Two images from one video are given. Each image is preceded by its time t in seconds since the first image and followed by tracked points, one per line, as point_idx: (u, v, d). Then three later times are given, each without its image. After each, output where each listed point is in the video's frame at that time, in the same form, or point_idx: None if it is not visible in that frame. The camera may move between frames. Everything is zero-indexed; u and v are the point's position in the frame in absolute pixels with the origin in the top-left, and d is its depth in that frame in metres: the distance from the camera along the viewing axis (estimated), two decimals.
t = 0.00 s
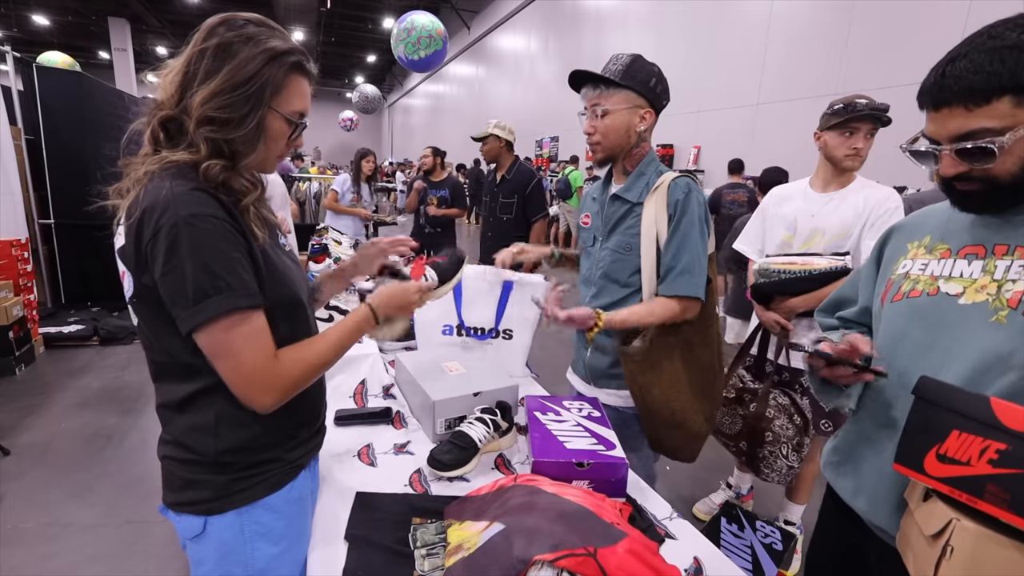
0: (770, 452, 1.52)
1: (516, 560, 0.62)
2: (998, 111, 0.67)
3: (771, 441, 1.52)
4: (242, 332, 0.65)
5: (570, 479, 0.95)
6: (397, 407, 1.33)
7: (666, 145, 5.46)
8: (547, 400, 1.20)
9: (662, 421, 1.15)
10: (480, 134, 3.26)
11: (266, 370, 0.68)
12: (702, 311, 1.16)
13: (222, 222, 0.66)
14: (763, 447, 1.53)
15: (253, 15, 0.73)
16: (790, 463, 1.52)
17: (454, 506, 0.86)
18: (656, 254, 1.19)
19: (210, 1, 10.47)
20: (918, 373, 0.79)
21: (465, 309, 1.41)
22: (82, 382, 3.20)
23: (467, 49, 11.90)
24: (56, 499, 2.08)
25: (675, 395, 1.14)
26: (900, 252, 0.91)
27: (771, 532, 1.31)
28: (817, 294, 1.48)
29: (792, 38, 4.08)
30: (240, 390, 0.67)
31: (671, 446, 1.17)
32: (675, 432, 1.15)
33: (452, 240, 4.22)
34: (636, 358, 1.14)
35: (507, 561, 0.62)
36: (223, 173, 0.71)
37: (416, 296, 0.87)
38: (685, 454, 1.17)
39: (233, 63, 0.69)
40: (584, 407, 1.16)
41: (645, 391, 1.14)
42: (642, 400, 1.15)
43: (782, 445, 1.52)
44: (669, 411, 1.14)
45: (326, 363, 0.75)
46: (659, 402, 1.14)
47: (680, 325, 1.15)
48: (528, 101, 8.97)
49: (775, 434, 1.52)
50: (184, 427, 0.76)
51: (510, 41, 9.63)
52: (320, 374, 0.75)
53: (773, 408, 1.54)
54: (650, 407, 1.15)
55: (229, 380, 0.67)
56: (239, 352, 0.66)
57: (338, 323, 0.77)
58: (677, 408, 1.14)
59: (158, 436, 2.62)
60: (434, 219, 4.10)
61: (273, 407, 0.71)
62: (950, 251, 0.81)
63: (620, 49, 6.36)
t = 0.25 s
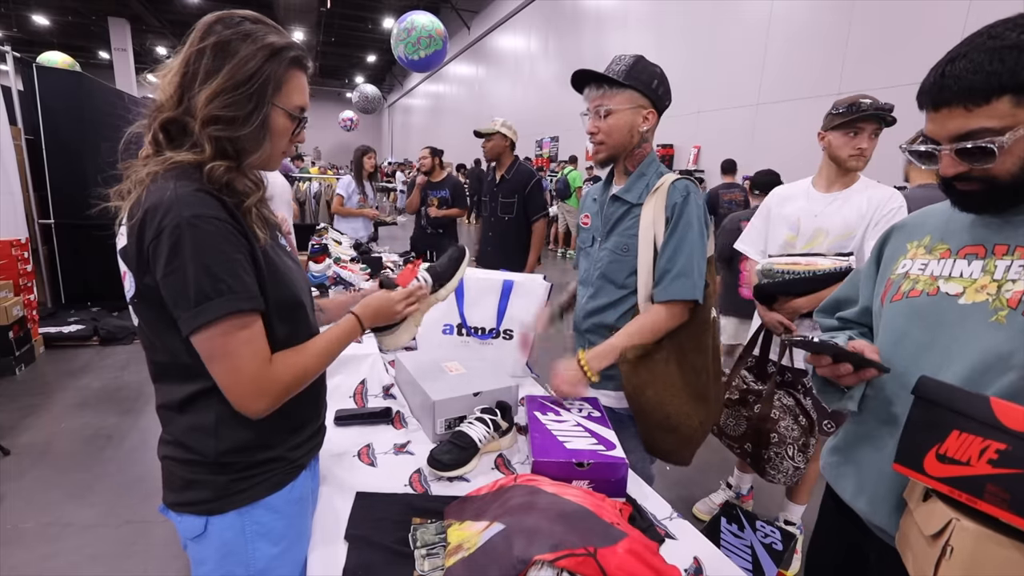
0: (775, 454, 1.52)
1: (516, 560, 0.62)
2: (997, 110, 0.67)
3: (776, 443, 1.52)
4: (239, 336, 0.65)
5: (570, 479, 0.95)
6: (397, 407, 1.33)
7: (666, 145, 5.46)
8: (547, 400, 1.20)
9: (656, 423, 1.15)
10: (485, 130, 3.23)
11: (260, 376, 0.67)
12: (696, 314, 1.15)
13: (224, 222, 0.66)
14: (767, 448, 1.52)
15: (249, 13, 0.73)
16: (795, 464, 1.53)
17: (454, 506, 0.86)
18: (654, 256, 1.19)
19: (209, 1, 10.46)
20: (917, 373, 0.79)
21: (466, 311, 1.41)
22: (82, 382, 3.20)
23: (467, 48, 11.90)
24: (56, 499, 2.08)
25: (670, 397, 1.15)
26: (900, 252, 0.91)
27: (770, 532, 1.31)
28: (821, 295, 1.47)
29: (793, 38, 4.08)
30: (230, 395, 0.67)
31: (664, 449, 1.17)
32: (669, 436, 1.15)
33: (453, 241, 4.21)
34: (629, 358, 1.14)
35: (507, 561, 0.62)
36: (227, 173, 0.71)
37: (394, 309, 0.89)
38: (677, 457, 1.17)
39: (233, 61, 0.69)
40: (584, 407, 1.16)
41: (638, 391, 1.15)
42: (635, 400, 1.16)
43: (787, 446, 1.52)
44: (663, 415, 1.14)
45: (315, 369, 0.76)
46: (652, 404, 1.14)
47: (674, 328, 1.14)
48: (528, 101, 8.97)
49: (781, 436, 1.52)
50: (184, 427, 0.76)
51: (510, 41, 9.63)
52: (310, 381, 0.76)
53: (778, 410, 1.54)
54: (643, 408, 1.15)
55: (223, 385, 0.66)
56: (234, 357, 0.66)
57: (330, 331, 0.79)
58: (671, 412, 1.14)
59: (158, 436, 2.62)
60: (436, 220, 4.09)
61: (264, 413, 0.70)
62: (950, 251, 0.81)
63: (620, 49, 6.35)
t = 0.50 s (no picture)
0: (776, 454, 1.52)
1: (516, 560, 0.62)
2: (997, 108, 0.67)
3: (778, 443, 1.51)
4: (237, 339, 0.65)
5: (570, 479, 0.95)
6: (397, 407, 1.33)
7: (666, 145, 5.46)
8: (547, 400, 1.20)
9: (657, 423, 1.15)
10: (489, 129, 3.23)
11: (255, 379, 0.67)
12: (696, 314, 1.16)
13: (225, 223, 0.66)
14: (769, 448, 1.52)
15: (249, 13, 0.73)
16: (796, 464, 1.52)
17: (454, 506, 0.86)
18: (653, 256, 1.19)
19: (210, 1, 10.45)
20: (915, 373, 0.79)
21: (465, 310, 1.41)
22: (82, 382, 3.20)
23: (467, 48, 11.89)
24: (56, 499, 2.08)
25: (670, 398, 1.14)
26: (898, 252, 0.91)
27: (770, 532, 1.31)
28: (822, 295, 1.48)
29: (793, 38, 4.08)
30: (224, 398, 0.66)
31: (665, 450, 1.17)
32: (670, 436, 1.15)
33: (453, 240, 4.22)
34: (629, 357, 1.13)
35: (507, 561, 0.62)
36: (232, 173, 0.71)
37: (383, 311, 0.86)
38: (678, 457, 1.16)
39: (236, 60, 0.69)
40: (584, 407, 1.16)
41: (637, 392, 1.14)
42: (636, 401, 1.14)
43: (788, 446, 1.52)
44: (664, 415, 1.14)
45: (310, 374, 0.76)
46: (654, 404, 1.14)
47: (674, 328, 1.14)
48: (528, 101, 8.97)
49: (782, 436, 1.52)
50: (183, 428, 0.76)
51: (510, 41, 9.63)
52: (309, 382, 0.76)
53: (779, 410, 1.54)
54: (643, 409, 1.14)
55: (218, 388, 0.66)
56: (230, 359, 0.65)
57: (327, 336, 0.79)
58: (672, 412, 1.14)
59: (158, 436, 2.62)
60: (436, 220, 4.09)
61: (257, 417, 0.70)
62: (948, 251, 0.81)
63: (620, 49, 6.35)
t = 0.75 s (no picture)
0: (773, 452, 1.51)
1: (516, 560, 0.62)
2: (995, 107, 0.67)
3: (774, 442, 1.51)
4: (235, 340, 0.65)
5: (570, 479, 0.95)
6: (397, 407, 1.33)
7: (666, 145, 5.46)
8: (547, 399, 1.20)
9: (658, 424, 1.15)
10: (490, 129, 3.24)
11: (253, 381, 0.67)
12: (695, 314, 1.15)
13: (227, 222, 0.66)
14: (766, 447, 1.52)
15: (250, 13, 0.73)
16: (793, 463, 1.51)
17: (454, 506, 0.86)
18: (650, 256, 1.19)
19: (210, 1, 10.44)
20: (914, 374, 0.79)
21: (465, 310, 1.41)
22: (82, 382, 3.20)
23: (467, 48, 11.89)
24: (56, 499, 2.08)
25: (671, 398, 1.15)
26: (898, 252, 0.91)
27: (770, 532, 1.31)
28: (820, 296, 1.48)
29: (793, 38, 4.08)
30: (220, 399, 0.66)
31: (666, 450, 1.17)
32: (670, 436, 1.15)
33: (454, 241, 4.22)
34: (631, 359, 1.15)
35: (507, 561, 0.62)
36: (234, 171, 0.71)
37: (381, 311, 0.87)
38: (680, 457, 1.16)
39: (238, 58, 0.70)
40: (584, 407, 1.16)
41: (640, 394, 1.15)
42: (638, 402, 1.16)
43: (786, 445, 1.51)
44: (665, 415, 1.14)
45: (308, 375, 0.76)
46: (655, 406, 1.15)
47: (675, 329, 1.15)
48: (528, 101, 8.97)
49: (779, 434, 1.51)
50: (183, 428, 0.76)
51: (510, 41, 9.63)
52: (308, 383, 0.76)
53: (777, 408, 1.53)
54: (645, 410, 1.15)
55: (215, 389, 0.66)
56: (227, 360, 0.65)
57: (326, 337, 0.79)
58: (673, 413, 1.14)
59: (158, 436, 2.62)
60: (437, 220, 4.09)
61: (253, 419, 0.70)
62: (947, 251, 0.81)
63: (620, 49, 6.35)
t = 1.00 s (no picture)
0: (768, 450, 1.52)
1: (516, 560, 0.62)
2: (992, 108, 0.67)
3: (771, 441, 1.51)
4: (235, 340, 0.65)
5: (570, 479, 0.95)
6: (397, 407, 1.32)
7: (666, 145, 5.46)
8: (547, 399, 1.19)
9: (655, 423, 1.17)
10: (490, 131, 3.24)
11: (253, 382, 0.67)
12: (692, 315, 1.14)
13: (227, 222, 0.66)
14: (763, 446, 1.52)
15: (249, 14, 0.74)
16: (789, 462, 1.51)
17: (454, 506, 0.86)
18: (647, 257, 1.19)
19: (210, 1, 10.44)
20: (914, 374, 0.79)
21: (465, 310, 1.41)
22: (82, 382, 3.20)
23: (467, 48, 11.89)
24: (56, 499, 2.08)
25: (665, 397, 1.16)
26: (897, 252, 0.91)
27: (770, 531, 1.31)
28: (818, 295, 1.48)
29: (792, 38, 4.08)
30: (219, 400, 0.66)
31: (663, 448, 1.20)
32: (668, 435, 1.17)
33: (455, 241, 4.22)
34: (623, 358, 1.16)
35: (507, 561, 0.62)
36: (235, 171, 0.71)
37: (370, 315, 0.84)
38: (677, 458, 1.20)
39: (240, 58, 0.70)
40: (584, 407, 1.16)
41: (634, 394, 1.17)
42: (633, 401, 1.18)
43: (782, 444, 1.51)
44: (660, 414, 1.16)
45: (308, 376, 0.76)
46: (649, 405, 1.16)
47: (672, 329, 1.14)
48: (528, 101, 8.97)
49: (776, 433, 1.51)
50: (184, 428, 0.76)
51: (510, 41, 9.63)
52: (308, 383, 0.76)
53: (774, 408, 1.53)
54: (641, 410, 1.17)
55: (214, 390, 0.66)
56: (227, 361, 0.65)
57: (326, 337, 0.79)
58: (668, 411, 1.16)
59: (158, 436, 2.62)
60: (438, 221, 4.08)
61: (252, 420, 0.70)
62: (946, 251, 0.81)
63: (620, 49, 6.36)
